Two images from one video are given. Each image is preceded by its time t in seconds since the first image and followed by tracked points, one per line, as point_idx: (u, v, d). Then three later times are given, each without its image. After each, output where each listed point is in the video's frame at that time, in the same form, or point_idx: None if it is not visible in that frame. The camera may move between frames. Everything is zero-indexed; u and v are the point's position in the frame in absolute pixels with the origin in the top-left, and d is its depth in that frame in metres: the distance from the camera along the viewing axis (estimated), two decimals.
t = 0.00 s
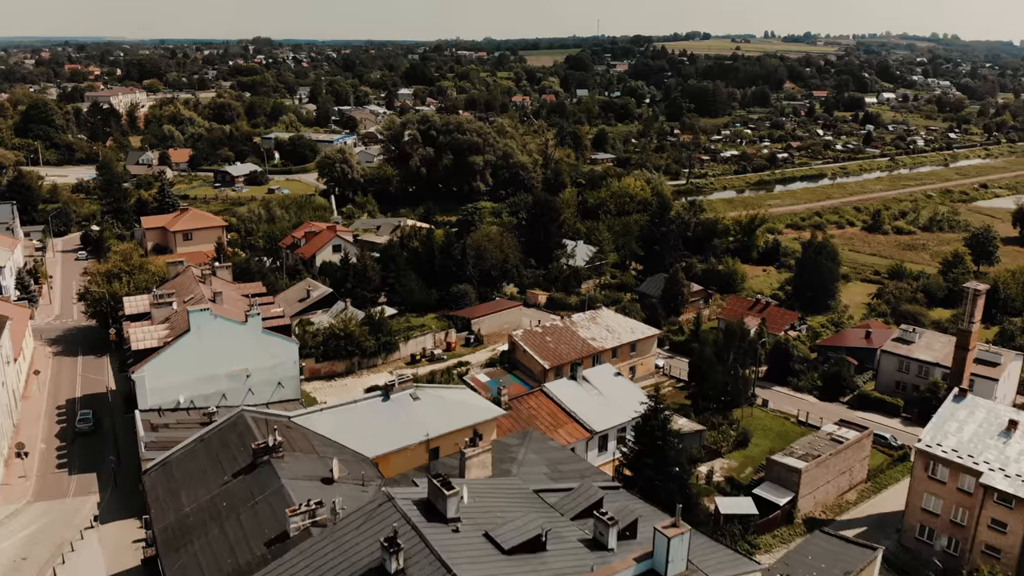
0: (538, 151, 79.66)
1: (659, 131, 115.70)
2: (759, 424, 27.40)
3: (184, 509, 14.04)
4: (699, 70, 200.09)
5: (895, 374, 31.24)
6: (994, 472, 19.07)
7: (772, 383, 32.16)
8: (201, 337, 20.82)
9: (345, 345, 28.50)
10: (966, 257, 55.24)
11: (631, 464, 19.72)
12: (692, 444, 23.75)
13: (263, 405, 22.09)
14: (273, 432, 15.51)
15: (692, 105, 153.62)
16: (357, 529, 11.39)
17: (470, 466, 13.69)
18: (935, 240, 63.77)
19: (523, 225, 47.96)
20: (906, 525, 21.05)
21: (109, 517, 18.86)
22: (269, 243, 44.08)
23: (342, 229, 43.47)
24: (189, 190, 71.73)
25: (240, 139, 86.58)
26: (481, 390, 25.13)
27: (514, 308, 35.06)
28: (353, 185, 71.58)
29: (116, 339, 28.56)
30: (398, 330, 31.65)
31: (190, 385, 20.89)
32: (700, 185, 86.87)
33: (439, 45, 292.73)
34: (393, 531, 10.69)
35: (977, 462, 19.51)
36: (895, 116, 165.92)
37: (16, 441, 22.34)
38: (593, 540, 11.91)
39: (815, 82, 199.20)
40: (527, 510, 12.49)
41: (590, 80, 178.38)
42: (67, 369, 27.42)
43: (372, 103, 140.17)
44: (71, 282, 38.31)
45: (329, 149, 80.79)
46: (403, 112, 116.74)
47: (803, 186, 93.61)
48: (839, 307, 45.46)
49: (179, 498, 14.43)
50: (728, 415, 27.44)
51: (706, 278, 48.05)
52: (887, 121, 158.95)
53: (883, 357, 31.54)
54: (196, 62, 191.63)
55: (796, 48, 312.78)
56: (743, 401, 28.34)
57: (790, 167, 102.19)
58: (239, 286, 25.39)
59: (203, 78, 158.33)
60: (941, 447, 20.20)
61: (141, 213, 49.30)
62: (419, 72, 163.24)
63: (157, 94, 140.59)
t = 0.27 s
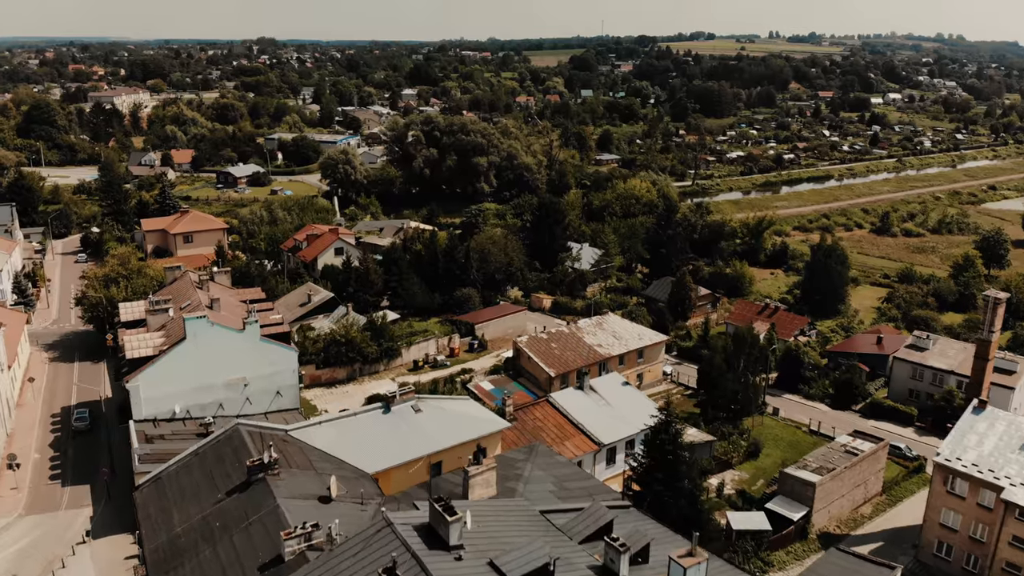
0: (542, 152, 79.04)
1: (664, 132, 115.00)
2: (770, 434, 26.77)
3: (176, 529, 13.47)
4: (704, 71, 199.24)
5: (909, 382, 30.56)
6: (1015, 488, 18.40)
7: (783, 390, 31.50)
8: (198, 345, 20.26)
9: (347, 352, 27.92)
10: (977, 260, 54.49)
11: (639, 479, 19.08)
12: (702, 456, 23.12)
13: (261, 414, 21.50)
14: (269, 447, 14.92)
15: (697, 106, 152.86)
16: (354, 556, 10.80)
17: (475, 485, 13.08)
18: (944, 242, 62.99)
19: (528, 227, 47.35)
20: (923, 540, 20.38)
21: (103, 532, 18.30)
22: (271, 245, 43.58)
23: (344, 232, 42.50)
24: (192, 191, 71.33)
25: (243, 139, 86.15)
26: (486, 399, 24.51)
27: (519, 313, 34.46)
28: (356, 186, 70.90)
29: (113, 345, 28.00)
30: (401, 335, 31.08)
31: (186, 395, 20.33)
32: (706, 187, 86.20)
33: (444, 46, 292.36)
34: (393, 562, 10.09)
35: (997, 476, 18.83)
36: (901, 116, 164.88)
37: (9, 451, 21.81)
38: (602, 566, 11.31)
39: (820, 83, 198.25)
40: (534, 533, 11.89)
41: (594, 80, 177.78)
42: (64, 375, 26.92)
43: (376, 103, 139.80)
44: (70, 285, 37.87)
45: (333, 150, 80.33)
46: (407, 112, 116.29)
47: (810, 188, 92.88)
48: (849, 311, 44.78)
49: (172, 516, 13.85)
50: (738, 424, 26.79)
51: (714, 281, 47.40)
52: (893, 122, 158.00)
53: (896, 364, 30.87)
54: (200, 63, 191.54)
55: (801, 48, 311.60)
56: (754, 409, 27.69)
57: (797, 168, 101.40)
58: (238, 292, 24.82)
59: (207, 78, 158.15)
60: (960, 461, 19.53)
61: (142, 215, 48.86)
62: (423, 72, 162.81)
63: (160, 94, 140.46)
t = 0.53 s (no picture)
0: (546, 154, 78.42)
1: (669, 133, 114.34)
2: (781, 444, 26.12)
3: (166, 551, 12.89)
4: (708, 71, 198.43)
5: (923, 390, 29.87)
6: None
7: (794, 398, 30.82)
8: (194, 355, 19.69)
9: (348, 358, 27.30)
10: (988, 263, 53.71)
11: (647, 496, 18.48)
12: (712, 467, 22.49)
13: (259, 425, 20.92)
14: (264, 464, 14.33)
15: (702, 106, 152.12)
16: None
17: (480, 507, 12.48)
18: (954, 245, 62.21)
19: (532, 229, 46.68)
20: (941, 557, 19.69)
21: (95, 548, 17.70)
22: (272, 248, 43.06)
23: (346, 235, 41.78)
24: (194, 192, 70.94)
25: (246, 140, 85.72)
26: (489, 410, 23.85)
27: (524, 318, 33.83)
28: (360, 188, 70.32)
29: (110, 351, 27.47)
30: (404, 341, 30.49)
31: (182, 406, 19.77)
32: (712, 188, 85.53)
33: (448, 46, 291.96)
34: None
35: (1020, 492, 18.15)
36: (907, 117, 163.88)
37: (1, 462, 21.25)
38: None
39: (825, 83, 197.31)
40: (543, 560, 11.30)
41: (599, 81, 177.19)
42: (60, 382, 26.39)
43: (380, 104, 139.47)
44: (68, 289, 37.40)
45: (336, 151, 79.86)
46: (410, 113, 115.86)
47: (816, 189, 92.16)
48: (859, 316, 44.06)
49: (162, 538, 13.26)
50: (748, 433, 26.22)
51: (721, 285, 46.75)
52: (899, 122, 157.04)
53: (910, 372, 30.16)
54: (204, 63, 191.54)
55: (806, 48, 310.50)
56: (764, 418, 27.03)
57: (803, 169, 100.64)
58: (236, 298, 24.24)
59: (211, 78, 158.01)
60: (980, 475, 18.86)
61: (143, 218, 48.40)
62: (426, 73, 162.40)
63: (164, 95, 140.33)
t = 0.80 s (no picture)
0: (554, 155, 77.34)
1: (677, 134, 113.08)
2: (801, 463, 24.96)
3: None
4: (716, 71, 196.91)
5: (948, 405, 28.66)
6: None
7: (813, 413, 29.65)
8: (185, 371, 18.69)
9: (350, 371, 26.20)
10: (1008, 268, 52.34)
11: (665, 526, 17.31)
12: (731, 490, 21.35)
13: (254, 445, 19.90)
14: (254, 497, 13.25)
15: (710, 107, 150.73)
16: None
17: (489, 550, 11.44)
18: (970, 250, 60.83)
19: (540, 234, 45.53)
20: None
21: None
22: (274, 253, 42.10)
23: (349, 240, 40.65)
24: (197, 194, 70.10)
25: (251, 141, 84.88)
26: (496, 429, 22.71)
27: (532, 327, 32.73)
28: (364, 190, 69.30)
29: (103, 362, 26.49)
30: (408, 352, 29.43)
31: (172, 425, 18.76)
32: (722, 190, 84.31)
33: (455, 47, 291.51)
34: None
35: None
36: (918, 118, 162.10)
37: None
38: None
39: (835, 83, 195.56)
40: None
41: (606, 81, 176.00)
42: (51, 395, 25.44)
43: (386, 105, 138.69)
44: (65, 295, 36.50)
45: (340, 152, 78.99)
46: (417, 114, 115.05)
47: (828, 191, 90.83)
48: (876, 324, 42.82)
49: None
50: (767, 451, 25.07)
51: (734, 291, 45.58)
52: (910, 123, 155.33)
53: (934, 386, 28.96)
54: (210, 63, 191.21)
55: (814, 48, 308.52)
56: (784, 435, 25.85)
57: (814, 171, 99.23)
58: (232, 310, 23.24)
59: (217, 78, 157.53)
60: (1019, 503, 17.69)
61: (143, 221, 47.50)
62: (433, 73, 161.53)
63: (169, 95, 139.85)
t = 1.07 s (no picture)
0: (562, 157, 76.10)
1: (687, 135, 111.67)
2: (825, 487, 23.64)
3: None
4: (725, 71, 195.38)
5: (977, 424, 27.33)
6: None
7: (836, 431, 28.31)
8: (173, 393, 17.53)
9: (350, 386, 24.98)
10: None
11: (688, 566, 16.16)
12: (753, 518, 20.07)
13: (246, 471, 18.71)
14: (237, 545, 12.04)
15: (719, 107, 149.21)
16: None
17: None
18: (990, 255, 59.29)
19: (549, 239, 44.27)
20: None
21: None
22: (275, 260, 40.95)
23: (351, 246, 39.47)
24: (200, 197, 69.15)
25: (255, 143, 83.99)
26: (504, 453, 21.47)
27: (542, 338, 31.50)
28: (369, 193, 68.10)
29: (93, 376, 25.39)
30: (411, 364, 28.26)
31: (159, 451, 17.58)
32: (732, 193, 82.97)
33: (461, 47, 290.67)
34: None
35: None
36: (929, 119, 160.17)
37: None
38: None
39: (844, 83, 193.72)
40: None
41: (613, 81, 174.68)
42: (39, 411, 24.38)
43: (392, 106, 137.85)
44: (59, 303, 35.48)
45: (345, 154, 77.94)
46: (423, 115, 114.05)
47: (840, 194, 89.35)
48: (896, 334, 41.45)
49: None
50: (789, 474, 23.74)
51: (748, 298, 44.29)
52: (922, 124, 153.46)
53: (963, 403, 27.61)
54: (217, 64, 190.94)
55: (822, 48, 306.62)
56: (806, 457, 24.52)
57: (826, 173, 97.74)
58: (226, 324, 22.09)
59: (223, 79, 157.03)
60: None
61: (142, 225, 46.49)
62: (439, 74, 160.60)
63: (175, 96, 139.35)
